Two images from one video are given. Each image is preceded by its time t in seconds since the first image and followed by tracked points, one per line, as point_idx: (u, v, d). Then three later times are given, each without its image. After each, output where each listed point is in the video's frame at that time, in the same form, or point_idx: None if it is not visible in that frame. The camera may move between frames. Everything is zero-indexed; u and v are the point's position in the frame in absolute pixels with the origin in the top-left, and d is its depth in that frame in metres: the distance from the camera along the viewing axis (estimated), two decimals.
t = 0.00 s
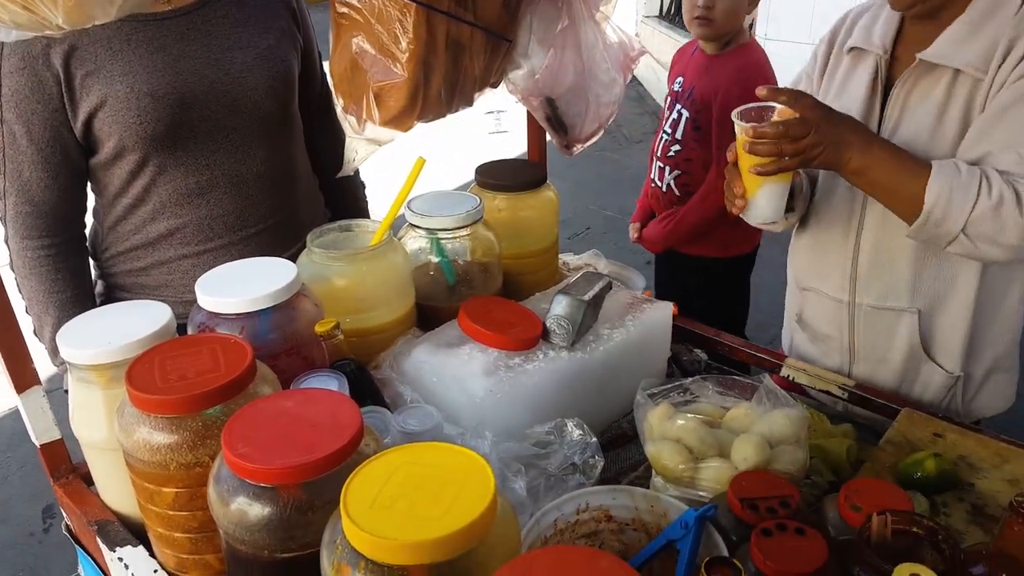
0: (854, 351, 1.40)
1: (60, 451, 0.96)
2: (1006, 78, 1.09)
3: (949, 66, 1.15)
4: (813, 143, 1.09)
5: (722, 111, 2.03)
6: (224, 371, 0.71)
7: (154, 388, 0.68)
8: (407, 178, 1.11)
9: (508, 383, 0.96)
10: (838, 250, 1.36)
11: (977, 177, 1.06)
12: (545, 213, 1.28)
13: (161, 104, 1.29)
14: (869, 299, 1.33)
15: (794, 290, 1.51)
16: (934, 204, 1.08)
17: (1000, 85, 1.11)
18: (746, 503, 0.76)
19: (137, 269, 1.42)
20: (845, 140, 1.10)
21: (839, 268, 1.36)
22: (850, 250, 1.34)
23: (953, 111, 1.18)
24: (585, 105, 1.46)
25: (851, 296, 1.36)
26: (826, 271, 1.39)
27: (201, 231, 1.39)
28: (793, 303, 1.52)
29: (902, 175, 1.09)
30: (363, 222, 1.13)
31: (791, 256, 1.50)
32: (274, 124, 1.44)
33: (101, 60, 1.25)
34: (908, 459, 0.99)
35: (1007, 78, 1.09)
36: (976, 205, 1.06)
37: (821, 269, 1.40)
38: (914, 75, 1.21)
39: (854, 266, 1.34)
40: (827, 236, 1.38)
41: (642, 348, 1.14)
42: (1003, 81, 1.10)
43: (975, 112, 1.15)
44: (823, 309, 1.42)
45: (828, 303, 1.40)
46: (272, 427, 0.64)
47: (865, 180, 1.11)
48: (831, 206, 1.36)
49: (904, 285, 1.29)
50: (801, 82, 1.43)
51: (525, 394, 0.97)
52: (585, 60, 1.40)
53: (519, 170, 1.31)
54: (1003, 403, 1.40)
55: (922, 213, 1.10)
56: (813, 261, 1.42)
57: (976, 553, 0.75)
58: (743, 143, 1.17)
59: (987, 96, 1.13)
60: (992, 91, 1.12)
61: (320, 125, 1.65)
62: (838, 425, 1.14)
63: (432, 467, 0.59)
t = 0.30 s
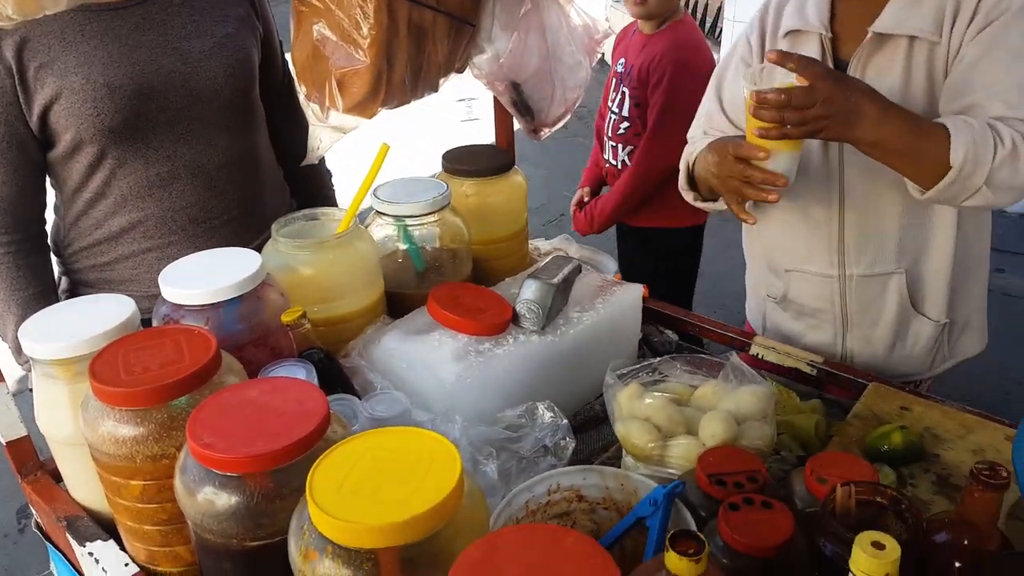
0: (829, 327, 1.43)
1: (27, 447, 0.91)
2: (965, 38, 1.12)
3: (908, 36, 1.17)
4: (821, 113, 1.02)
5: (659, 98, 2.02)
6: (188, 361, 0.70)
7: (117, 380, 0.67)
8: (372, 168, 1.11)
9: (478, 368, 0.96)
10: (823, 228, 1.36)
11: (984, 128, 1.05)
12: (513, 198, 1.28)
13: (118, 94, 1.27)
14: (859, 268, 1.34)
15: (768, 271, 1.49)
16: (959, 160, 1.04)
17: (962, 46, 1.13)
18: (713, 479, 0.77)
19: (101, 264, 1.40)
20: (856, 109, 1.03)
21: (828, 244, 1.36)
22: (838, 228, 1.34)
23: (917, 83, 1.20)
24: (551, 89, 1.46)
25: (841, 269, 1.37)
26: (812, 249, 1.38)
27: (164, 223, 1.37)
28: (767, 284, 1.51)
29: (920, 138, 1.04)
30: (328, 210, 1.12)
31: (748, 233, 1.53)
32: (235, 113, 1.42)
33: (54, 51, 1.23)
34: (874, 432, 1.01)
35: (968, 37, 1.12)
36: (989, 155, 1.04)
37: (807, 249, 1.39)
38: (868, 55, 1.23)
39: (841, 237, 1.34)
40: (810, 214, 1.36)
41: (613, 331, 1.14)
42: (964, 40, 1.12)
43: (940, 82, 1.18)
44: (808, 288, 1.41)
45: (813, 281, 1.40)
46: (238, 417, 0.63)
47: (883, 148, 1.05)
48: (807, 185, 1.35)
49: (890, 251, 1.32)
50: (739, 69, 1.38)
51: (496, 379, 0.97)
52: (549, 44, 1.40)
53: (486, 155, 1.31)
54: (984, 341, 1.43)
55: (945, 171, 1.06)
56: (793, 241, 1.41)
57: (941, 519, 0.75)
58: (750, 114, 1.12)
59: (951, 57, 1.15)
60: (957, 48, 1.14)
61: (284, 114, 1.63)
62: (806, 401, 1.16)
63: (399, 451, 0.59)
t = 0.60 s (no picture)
0: (804, 304, 1.45)
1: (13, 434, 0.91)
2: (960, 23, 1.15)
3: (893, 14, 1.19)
4: (846, 94, 1.03)
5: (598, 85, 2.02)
6: (168, 343, 0.70)
7: (98, 363, 0.67)
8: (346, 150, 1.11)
9: (458, 347, 0.97)
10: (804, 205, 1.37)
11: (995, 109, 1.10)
12: (491, 179, 1.29)
13: (89, 81, 1.26)
14: (839, 248, 1.36)
15: (744, 250, 1.50)
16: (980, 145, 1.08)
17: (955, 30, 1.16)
18: (690, 449, 0.79)
19: (79, 252, 1.39)
20: (885, 95, 1.05)
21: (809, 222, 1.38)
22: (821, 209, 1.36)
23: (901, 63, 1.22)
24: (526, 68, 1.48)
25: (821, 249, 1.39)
26: (791, 228, 1.41)
27: (141, 210, 1.36)
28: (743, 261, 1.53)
29: (943, 124, 1.07)
30: (304, 194, 1.13)
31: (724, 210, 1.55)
32: (209, 98, 1.41)
33: (25, 39, 1.23)
34: (851, 403, 1.03)
35: (959, 20, 1.15)
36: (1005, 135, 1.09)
37: (786, 228, 1.41)
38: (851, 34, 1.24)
39: (823, 219, 1.36)
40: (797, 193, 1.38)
41: (591, 309, 1.16)
42: (953, 25, 1.16)
43: (928, 66, 1.21)
44: (788, 266, 1.43)
45: (792, 259, 1.42)
46: (219, 395, 0.64)
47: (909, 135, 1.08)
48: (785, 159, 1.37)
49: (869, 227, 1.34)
50: (721, 46, 1.38)
51: (477, 357, 0.98)
52: (523, 23, 1.41)
53: (461, 136, 1.31)
54: (955, 320, 1.47)
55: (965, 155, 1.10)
56: (773, 219, 1.42)
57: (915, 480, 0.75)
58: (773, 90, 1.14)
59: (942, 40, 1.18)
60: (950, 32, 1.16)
61: (258, 99, 1.62)
62: (783, 374, 1.18)
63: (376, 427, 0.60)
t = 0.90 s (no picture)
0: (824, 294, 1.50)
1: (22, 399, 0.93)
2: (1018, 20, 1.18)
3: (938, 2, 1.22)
4: (927, 117, 1.05)
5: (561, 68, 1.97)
6: (173, 307, 0.72)
7: (106, 325, 0.68)
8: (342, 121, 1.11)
9: (458, 314, 0.98)
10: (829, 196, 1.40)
11: None
12: (487, 149, 1.30)
13: (88, 55, 1.27)
14: (862, 241, 1.40)
15: (763, 239, 1.54)
16: None
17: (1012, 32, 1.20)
18: (687, 409, 0.81)
19: (80, 225, 1.41)
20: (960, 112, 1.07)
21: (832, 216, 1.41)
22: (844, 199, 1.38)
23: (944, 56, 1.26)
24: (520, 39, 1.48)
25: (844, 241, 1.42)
26: (814, 220, 1.44)
27: (142, 182, 1.39)
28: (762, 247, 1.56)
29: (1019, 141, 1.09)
30: (302, 164, 1.14)
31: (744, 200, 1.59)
32: (207, 71, 1.43)
33: (23, 12, 1.23)
34: (847, 367, 1.05)
35: (1014, 23, 1.19)
36: None
37: (808, 220, 1.44)
38: (891, 22, 1.27)
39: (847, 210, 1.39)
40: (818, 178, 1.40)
41: (588, 278, 1.17)
42: (1009, 29, 1.19)
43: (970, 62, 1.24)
44: (809, 256, 1.47)
45: (816, 250, 1.45)
46: (226, 355, 0.65)
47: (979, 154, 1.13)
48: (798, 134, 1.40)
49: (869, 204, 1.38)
50: (746, 22, 1.40)
51: (476, 323, 0.99)
52: None
53: (459, 107, 1.31)
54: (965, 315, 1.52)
55: None
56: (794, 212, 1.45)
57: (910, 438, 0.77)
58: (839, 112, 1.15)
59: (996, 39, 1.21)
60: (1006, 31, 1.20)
61: (254, 73, 1.62)
62: (780, 341, 1.20)
63: (378, 385, 0.61)
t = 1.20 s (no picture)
0: (824, 274, 1.54)
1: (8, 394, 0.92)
2: None
3: None
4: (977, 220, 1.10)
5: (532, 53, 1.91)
6: (156, 295, 0.71)
7: (88, 316, 0.68)
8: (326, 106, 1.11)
9: (447, 295, 0.98)
10: (832, 183, 1.42)
11: None
12: (473, 129, 1.28)
13: (66, 40, 1.26)
14: (863, 230, 1.44)
15: (766, 221, 1.57)
16: None
17: None
18: (676, 382, 0.81)
19: (63, 215, 1.40)
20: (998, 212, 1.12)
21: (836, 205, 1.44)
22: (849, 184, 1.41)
23: (956, 55, 1.25)
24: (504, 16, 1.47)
25: (845, 229, 1.46)
26: (815, 207, 1.47)
27: (125, 170, 1.38)
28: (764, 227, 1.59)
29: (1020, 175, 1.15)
30: (288, 148, 1.13)
31: (745, 180, 1.61)
32: (187, 55, 1.42)
33: None
34: (835, 337, 1.05)
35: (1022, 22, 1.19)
36: None
37: (809, 207, 1.47)
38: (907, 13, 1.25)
39: (850, 199, 1.42)
40: (819, 164, 1.42)
41: (579, 256, 1.16)
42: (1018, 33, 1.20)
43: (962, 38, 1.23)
44: (810, 243, 1.52)
45: (816, 236, 1.50)
46: (211, 341, 0.65)
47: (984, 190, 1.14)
48: (800, 112, 1.40)
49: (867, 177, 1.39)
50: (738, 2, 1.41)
51: (465, 304, 0.99)
52: None
53: (445, 86, 1.30)
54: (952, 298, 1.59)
55: None
56: (796, 198, 1.49)
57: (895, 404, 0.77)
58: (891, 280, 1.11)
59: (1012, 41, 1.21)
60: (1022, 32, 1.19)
61: (236, 58, 1.60)
62: (770, 313, 1.20)
63: (365, 365, 0.62)
